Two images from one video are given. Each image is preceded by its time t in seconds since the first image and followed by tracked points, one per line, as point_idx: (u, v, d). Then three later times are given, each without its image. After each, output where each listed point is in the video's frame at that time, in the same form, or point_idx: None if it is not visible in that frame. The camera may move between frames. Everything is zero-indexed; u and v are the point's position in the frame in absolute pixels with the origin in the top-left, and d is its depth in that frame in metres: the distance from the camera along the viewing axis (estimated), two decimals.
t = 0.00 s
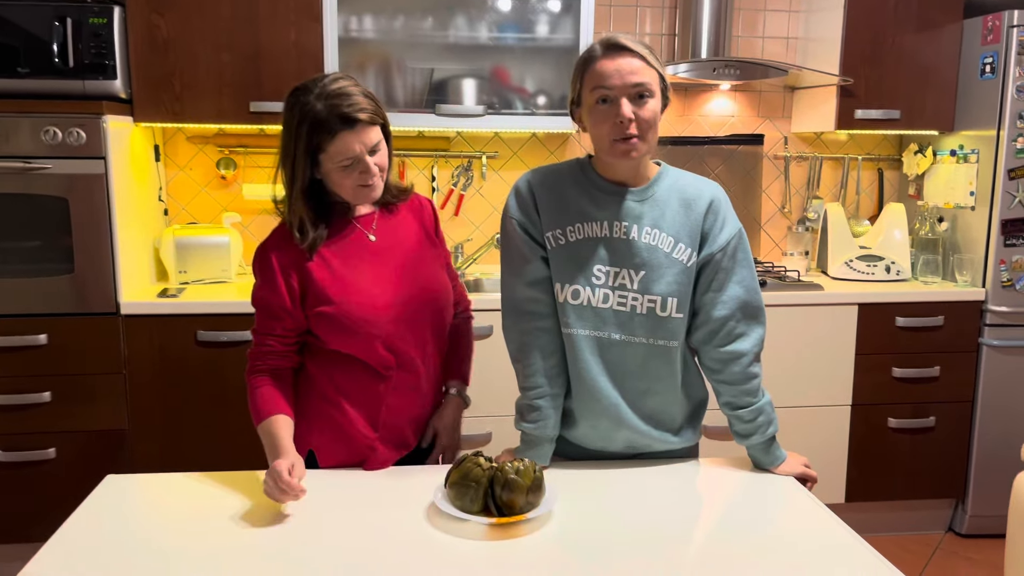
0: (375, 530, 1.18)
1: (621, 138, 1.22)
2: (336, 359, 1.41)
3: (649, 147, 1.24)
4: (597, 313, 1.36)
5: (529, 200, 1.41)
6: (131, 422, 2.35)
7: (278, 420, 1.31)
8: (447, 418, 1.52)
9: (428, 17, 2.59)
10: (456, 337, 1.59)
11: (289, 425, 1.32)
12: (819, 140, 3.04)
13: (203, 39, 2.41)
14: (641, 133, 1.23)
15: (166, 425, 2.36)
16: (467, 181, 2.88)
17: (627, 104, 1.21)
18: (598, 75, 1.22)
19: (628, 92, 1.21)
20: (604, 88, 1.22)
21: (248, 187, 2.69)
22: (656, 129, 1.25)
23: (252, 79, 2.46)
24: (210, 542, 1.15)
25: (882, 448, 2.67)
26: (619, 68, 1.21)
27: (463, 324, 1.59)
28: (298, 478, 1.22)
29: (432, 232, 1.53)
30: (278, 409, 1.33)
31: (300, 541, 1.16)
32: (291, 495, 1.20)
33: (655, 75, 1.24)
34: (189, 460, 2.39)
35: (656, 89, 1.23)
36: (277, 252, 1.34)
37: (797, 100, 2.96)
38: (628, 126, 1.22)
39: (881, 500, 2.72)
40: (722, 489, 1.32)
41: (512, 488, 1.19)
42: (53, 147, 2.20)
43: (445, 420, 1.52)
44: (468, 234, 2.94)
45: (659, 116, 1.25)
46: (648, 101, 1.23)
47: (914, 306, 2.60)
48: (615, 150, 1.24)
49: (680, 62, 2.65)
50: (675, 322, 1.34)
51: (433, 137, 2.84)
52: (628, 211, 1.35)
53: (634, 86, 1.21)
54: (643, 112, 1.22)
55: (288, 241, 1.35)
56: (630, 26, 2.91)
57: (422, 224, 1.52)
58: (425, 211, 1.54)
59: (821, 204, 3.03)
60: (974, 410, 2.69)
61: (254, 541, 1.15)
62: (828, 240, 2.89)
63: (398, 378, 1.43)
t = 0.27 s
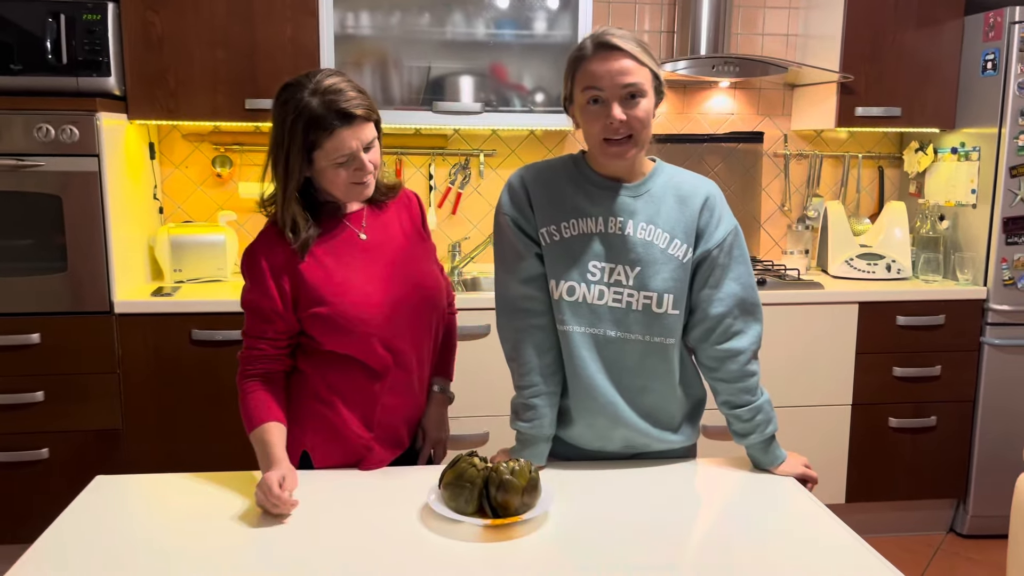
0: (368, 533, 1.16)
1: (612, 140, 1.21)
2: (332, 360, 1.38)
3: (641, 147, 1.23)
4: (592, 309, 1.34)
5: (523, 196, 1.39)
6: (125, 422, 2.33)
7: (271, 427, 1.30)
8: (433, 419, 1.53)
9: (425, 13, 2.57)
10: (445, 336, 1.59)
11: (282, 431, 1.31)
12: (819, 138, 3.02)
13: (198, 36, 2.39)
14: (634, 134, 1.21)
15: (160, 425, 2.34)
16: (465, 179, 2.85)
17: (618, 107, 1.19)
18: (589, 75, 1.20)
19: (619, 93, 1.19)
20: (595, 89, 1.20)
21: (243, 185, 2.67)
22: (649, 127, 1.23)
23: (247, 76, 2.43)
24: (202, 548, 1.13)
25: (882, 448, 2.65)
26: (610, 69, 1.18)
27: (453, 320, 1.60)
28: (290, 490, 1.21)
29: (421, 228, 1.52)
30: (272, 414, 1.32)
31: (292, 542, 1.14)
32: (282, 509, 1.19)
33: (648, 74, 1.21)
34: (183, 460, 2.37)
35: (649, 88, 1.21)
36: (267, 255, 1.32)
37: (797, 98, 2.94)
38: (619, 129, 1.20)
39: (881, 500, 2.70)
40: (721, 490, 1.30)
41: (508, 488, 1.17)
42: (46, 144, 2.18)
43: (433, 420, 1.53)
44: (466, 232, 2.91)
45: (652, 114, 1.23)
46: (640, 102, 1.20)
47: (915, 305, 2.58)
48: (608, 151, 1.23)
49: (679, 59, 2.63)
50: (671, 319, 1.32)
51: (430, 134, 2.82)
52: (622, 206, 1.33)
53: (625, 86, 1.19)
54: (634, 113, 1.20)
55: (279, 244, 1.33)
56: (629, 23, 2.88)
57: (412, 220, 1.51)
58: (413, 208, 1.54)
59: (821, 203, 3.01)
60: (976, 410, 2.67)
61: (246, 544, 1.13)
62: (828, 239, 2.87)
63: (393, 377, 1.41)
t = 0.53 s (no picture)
0: (361, 535, 1.14)
1: (589, 134, 1.20)
2: (318, 357, 1.39)
3: (619, 140, 1.22)
4: (584, 306, 1.32)
5: (513, 192, 1.37)
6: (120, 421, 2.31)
7: (257, 425, 1.30)
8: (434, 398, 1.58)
9: (423, 8, 2.54)
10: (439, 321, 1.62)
11: (269, 430, 1.31)
12: (821, 136, 2.99)
13: (194, 32, 2.37)
14: (610, 127, 1.20)
15: (155, 424, 2.32)
16: (464, 176, 2.83)
17: (592, 101, 1.18)
18: (565, 71, 1.19)
19: (593, 87, 1.18)
20: (571, 84, 1.19)
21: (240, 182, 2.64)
22: (628, 120, 1.21)
23: (243, 72, 2.41)
24: (191, 551, 1.11)
25: (884, 448, 2.62)
26: (583, 63, 1.17)
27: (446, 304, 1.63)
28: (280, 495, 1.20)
29: (409, 225, 1.52)
30: (260, 414, 1.32)
31: (282, 544, 1.11)
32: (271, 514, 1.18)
33: (626, 66, 1.19)
34: (179, 459, 2.35)
35: (626, 81, 1.18)
36: (250, 252, 1.31)
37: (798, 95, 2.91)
38: (595, 124, 1.19)
39: (884, 501, 2.68)
40: (719, 490, 1.27)
41: (503, 489, 1.15)
42: (40, 140, 2.16)
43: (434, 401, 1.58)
44: (464, 230, 2.89)
45: (631, 107, 1.21)
46: (616, 96, 1.18)
47: (918, 304, 2.55)
48: (586, 146, 1.22)
49: (680, 55, 2.60)
50: (662, 316, 1.30)
51: (429, 131, 2.79)
52: (612, 201, 1.31)
53: (597, 80, 1.17)
54: (609, 108, 1.19)
55: (264, 240, 1.33)
56: (629, 19, 2.86)
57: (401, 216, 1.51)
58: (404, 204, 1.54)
59: (823, 201, 2.99)
60: (979, 409, 2.64)
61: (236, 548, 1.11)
62: (830, 237, 2.84)
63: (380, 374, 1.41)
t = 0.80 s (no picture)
0: (347, 541, 1.10)
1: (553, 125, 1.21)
2: (303, 355, 1.36)
3: (585, 133, 1.20)
4: (576, 302, 1.28)
5: (504, 186, 1.34)
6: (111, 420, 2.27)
7: (241, 426, 1.26)
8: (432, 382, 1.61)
9: (420, 2, 2.50)
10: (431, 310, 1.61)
11: (254, 432, 1.28)
12: (825, 132, 2.95)
13: (187, 25, 2.33)
14: (573, 120, 1.19)
15: (147, 423, 2.28)
16: (462, 173, 2.79)
17: (551, 94, 1.19)
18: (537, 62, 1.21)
19: (554, 80, 1.18)
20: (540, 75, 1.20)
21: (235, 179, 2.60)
22: (596, 114, 1.19)
23: (237, 66, 2.37)
24: (171, 557, 1.07)
25: (888, 449, 2.58)
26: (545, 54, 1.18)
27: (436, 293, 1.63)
28: (266, 499, 1.16)
29: (399, 221, 1.49)
30: (243, 416, 1.28)
31: (265, 550, 1.08)
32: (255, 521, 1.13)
33: (591, 59, 1.17)
34: (171, 459, 2.31)
35: (588, 75, 1.16)
36: (236, 245, 1.28)
37: (802, 90, 2.87)
38: (556, 115, 1.20)
39: (888, 503, 2.63)
40: (719, 492, 1.23)
41: (495, 492, 1.11)
42: (30, 134, 2.12)
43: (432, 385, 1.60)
44: (462, 227, 2.84)
45: (599, 101, 1.18)
46: (577, 89, 1.17)
47: (923, 302, 2.51)
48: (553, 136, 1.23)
49: (681, 49, 2.56)
50: (655, 313, 1.27)
51: (426, 127, 2.75)
52: (604, 195, 1.28)
53: (557, 73, 1.17)
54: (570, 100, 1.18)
55: (250, 234, 1.29)
56: (630, 13, 2.82)
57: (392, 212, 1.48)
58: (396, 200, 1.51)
59: (826, 198, 2.94)
60: (985, 410, 2.60)
61: (217, 553, 1.07)
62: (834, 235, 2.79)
63: (368, 373, 1.38)
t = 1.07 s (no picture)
0: (330, 561, 1.05)
1: (577, 126, 1.12)
2: (290, 365, 1.31)
3: (609, 134, 1.14)
4: (570, 310, 1.23)
5: (496, 191, 1.29)
6: (102, 426, 2.23)
7: (225, 441, 1.22)
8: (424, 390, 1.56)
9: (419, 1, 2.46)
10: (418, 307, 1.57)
11: (238, 446, 1.23)
12: (831, 133, 2.89)
13: (181, 24, 2.30)
14: (600, 120, 1.12)
15: (140, 429, 2.25)
16: (461, 174, 2.74)
17: (581, 90, 1.11)
18: (552, 58, 1.12)
19: (582, 76, 1.11)
20: (559, 72, 1.12)
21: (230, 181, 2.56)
22: (620, 114, 1.14)
23: (232, 66, 2.33)
24: None
25: (896, 458, 2.52)
26: (572, 49, 1.10)
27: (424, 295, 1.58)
28: (247, 518, 1.12)
29: (389, 227, 1.45)
30: (228, 428, 1.23)
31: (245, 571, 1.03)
32: (233, 541, 1.09)
33: (617, 54, 1.12)
34: (164, 466, 2.28)
35: (617, 71, 1.12)
36: (223, 248, 1.23)
37: (808, 90, 2.81)
38: (584, 114, 1.11)
39: (895, 512, 2.58)
40: (719, 509, 1.17)
41: (484, 510, 1.06)
42: (20, 136, 2.09)
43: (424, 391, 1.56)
44: (462, 230, 2.80)
45: (622, 99, 1.13)
46: (608, 86, 1.11)
47: (931, 307, 2.45)
48: (572, 138, 1.14)
49: (685, 48, 2.51)
50: (653, 322, 1.22)
51: (425, 128, 2.71)
52: (599, 200, 1.23)
53: (587, 69, 1.10)
54: (600, 98, 1.11)
55: (239, 236, 1.24)
56: (634, 12, 2.77)
57: (383, 216, 1.44)
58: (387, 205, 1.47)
59: (833, 200, 2.88)
60: (995, 418, 2.54)
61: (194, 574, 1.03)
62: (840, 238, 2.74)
63: (358, 383, 1.33)
